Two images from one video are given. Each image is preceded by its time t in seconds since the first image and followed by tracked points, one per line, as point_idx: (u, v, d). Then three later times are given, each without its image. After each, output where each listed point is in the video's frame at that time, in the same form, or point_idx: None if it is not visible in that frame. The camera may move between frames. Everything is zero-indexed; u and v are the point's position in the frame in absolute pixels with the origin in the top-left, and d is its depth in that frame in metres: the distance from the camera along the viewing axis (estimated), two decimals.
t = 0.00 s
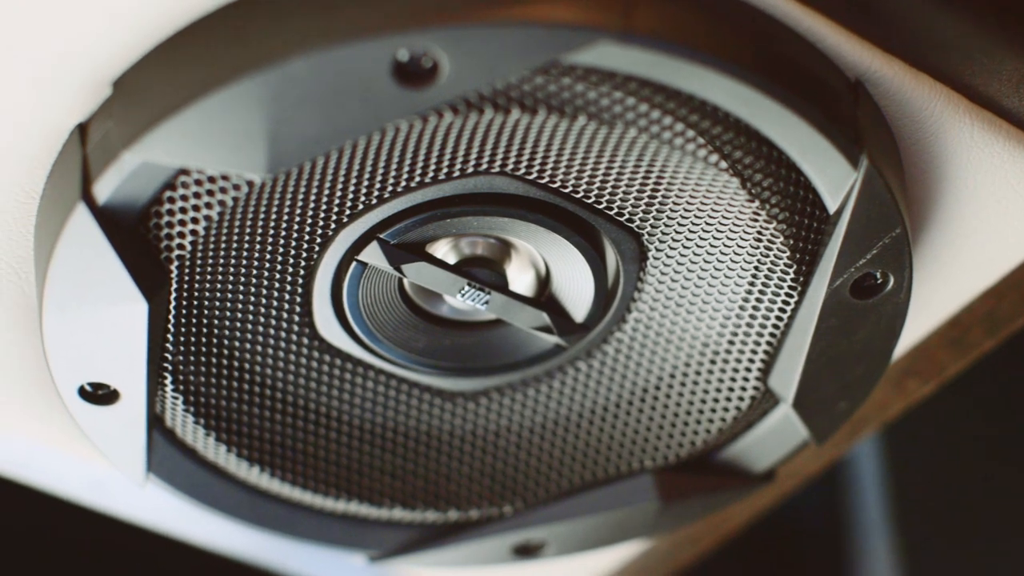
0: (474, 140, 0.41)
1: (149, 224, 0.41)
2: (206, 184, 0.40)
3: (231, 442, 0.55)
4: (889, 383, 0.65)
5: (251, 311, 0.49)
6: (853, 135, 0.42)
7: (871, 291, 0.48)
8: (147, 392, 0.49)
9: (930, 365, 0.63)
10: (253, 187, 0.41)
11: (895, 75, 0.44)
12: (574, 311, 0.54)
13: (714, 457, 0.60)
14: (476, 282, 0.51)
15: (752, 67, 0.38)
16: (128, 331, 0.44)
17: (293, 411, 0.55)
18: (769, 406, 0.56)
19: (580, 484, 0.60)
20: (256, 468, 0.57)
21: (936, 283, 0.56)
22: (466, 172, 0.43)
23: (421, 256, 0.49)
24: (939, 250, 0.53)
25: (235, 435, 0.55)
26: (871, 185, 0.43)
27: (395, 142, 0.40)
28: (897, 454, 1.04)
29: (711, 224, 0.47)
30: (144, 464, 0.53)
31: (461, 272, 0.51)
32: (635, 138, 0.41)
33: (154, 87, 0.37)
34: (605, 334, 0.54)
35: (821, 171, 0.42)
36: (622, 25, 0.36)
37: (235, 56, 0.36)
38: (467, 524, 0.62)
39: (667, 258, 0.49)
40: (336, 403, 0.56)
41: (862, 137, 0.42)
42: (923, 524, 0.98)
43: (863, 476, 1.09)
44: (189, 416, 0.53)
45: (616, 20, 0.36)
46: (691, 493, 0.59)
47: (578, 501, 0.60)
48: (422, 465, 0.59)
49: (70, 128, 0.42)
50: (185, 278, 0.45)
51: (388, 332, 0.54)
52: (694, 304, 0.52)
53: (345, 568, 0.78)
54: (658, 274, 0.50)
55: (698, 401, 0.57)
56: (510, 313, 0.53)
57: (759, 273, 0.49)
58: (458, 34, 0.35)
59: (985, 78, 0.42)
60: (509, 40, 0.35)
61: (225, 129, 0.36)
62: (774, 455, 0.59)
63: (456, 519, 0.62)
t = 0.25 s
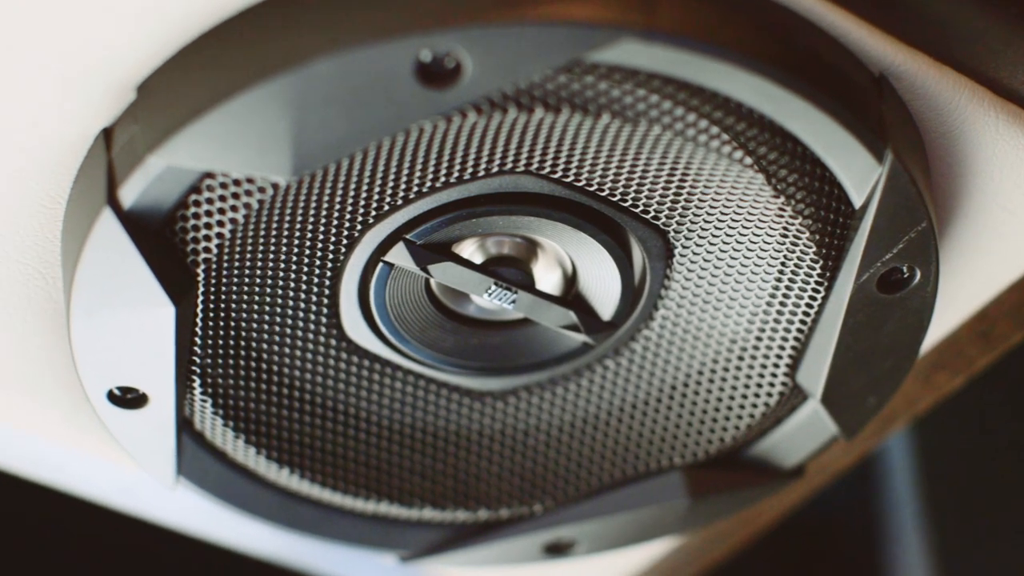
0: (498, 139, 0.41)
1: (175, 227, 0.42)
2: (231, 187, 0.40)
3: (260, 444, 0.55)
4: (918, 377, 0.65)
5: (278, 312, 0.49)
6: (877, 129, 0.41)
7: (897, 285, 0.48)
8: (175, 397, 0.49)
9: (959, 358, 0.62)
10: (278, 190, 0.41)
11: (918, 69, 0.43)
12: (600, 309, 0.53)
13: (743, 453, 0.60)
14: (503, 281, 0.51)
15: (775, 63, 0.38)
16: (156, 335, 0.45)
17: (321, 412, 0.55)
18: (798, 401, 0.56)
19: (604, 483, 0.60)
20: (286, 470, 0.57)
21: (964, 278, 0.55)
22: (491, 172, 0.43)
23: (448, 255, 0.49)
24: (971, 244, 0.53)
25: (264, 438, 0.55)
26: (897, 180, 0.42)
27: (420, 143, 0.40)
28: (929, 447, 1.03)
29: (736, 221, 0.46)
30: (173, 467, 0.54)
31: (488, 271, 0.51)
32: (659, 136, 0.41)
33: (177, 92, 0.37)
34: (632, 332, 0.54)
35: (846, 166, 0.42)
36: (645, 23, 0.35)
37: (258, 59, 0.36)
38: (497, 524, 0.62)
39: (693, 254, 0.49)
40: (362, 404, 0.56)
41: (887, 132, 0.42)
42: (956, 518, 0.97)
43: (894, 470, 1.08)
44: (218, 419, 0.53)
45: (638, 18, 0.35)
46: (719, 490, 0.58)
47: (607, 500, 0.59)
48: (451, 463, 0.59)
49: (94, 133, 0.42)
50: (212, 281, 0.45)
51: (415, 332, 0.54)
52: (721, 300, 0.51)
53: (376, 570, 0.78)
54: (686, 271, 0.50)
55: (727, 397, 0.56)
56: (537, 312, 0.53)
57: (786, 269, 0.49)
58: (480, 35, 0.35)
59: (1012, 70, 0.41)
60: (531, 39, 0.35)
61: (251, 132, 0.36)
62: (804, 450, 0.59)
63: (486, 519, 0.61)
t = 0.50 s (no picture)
0: (522, 138, 0.41)
1: (202, 231, 0.42)
2: (257, 190, 0.41)
3: (290, 446, 0.56)
4: (949, 370, 0.64)
5: (307, 313, 0.49)
6: (901, 123, 0.41)
7: (926, 279, 0.47)
8: (205, 399, 0.50)
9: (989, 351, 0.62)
10: (303, 193, 0.42)
11: (944, 62, 0.43)
12: (628, 307, 0.53)
13: (773, 449, 0.60)
14: (530, 281, 0.51)
15: (799, 58, 0.38)
16: (184, 338, 0.45)
17: (351, 412, 0.56)
18: (827, 397, 0.56)
19: (639, 479, 0.60)
20: (316, 471, 0.57)
21: (994, 271, 0.54)
22: (517, 172, 0.43)
23: (475, 255, 0.49)
24: (1002, 237, 0.52)
25: (293, 439, 0.55)
26: (923, 174, 0.42)
27: (445, 143, 0.40)
28: (962, 439, 1.01)
29: (762, 217, 0.46)
30: (204, 470, 0.54)
31: (516, 271, 0.51)
32: (685, 133, 0.41)
33: (202, 96, 0.38)
34: (661, 330, 0.54)
35: (871, 161, 0.41)
36: (669, 20, 0.35)
37: (282, 63, 0.36)
38: (528, 523, 0.62)
39: (721, 251, 0.49)
40: (392, 404, 0.56)
41: (911, 126, 0.42)
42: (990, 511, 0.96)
43: (926, 462, 1.07)
44: (247, 421, 0.53)
45: (662, 15, 0.35)
46: (749, 486, 0.58)
47: (635, 498, 0.60)
48: (480, 463, 0.59)
49: (122, 137, 0.42)
50: (240, 285, 0.46)
51: (444, 332, 0.54)
52: (750, 296, 0.51)
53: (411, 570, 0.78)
54: (714, 268, 0.50)
55: (757, 393, 0.56)
56: (564, 310, 0.53)
57: (813, 264, 0.48)
58: (503, 34, 0.35)
59: None
60: (553, 39, 0.35)
61: (276, 135, 0.36)
62: (835, 446, 0.58)
63: (516, 518, 0.62)
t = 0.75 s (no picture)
0: (547, 138, 0.41)
1: (229, 235, 0.42)
2: (283, 193, 0.41)
3: (321, 447, 0.56)
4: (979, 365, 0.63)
5: (335, 316, 0.49)
6: (927, 117, 0.40)
7: (954, 273, 0.47)
8: (235, 402, 0.50)
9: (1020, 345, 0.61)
10: (329, 195, 0.42)
11: (969, 56, 0.42)
12: (656, 304, 0.53)
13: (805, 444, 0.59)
14: (558, 279, 0.51)
15: (824, 53, 0.37)
16: (214, 341, 0.45)
17: (382, 413, 0.56)
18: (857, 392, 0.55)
19: (669, 476, 0.60)
20: (348, 472, 0.58)
21: None
22: (542, 171, 0.43)
23: (503, 255, 0.49)
24: None
25: (323, 441, 0.56)
26: (950, 167, 0.42)
27: (469, 144, 0.40)
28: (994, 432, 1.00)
29: (789, 213, 0.46)
30: (236, 471, 0.55)
31: (544, 270, 0.51)
32: (710, 131, 0.41)
33: (226, 100, 0.38)
34: (689, 327, 0.53)
35: (897, 154, 0.41)
36: (693, 17, 0.35)
37: (306, 67, 0.36)
38: (560, 521, 0.62)
39: (748, 247, 0.48)
40: (421, 406, 0.56)
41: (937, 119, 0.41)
42: None
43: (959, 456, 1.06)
44: (279, 424, 0.54)
45: (686, 12, 0.35)
46: (777, 483, 0.58)
47: (663, 496, 0.60)
48: (510, 463, 0.59)
49: (147, 143, 0.42)
50: (268, 287, 0.46)
51: (473, 332, 0.54)
52: (777, 292, 0.51)
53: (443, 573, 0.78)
54: (741, 265, 0.50)
55: (786, 389, 0.56)
56: (593, 309, 0.53)
57: (841, 260, 0.48)
58: (527, 34, 0.35)
59: None
60: (577, 38, 0.35)
61: (302, 138, 0.36)
62: (867, 439, 0.58)
63: (549, 517, 0.62)
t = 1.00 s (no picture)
0: (573, 136, 0.41)
1: (258, 237, 0.43)
2: (311, 196, 0.41)
3: (353, 450, 0.57)
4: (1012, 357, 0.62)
5: (366, 317, 0.50)
6: (953, 109, 0.40)
7: (983, 265, 0.46)
8: (266, 403, 0.51)
9: None
10: (357, 197, 0.42)
11: (995, 48, 0.42)
12: (686, 301, 0.53)
13: (836, 440, 0.59)
14: (587, 278, 0.51)
15: (849, 47, 0.37)
16: (244, 343, 0.46)
17: (414, 414, 0.56)
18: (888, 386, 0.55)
19: (701, 473, 0.59)
20: (380, 473, 0.58)
21: None
22: (569, 169, 0.43)
23: (532, 255, 0.49)
24: None
25: (355, 442, 0.56)
26: (977, 160, 0.41)
27: (495, 143, 0.40)
28: None
29: (817, 208, 0.45)
30: (268, 473, 0.55)
31: (573, 268, 0.51)
32: (735, 127, 0.40)
33: (251, 104, 0.38)
34: (719, 323, 0.53)
35: (925, 148, 0.40)
36: (716, 13, 0.35)
37: (330, 68, 0.36)
38: (593, 519, 0.62)
39: (776, 243, 0.48)
40: (451, 406, 0.56)
41: (963, 112, 0.41)
42: None
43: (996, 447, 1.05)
44: (310, 425, 0.54)
45: (709, 8, 0.35)
46: (813, 477, 0.57)
47: (698, 492, 0.59)
48: (543, 461, 0.59)
49: (175, 147, 0.42)
50: (297, 289, 0.46)
51: (503, 332, 0.54)
52: (806, 288, 0.50)
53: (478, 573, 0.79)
54: (770, 260, 0.49)
55: (817, 384, 0.55)
56: (622, 307, 0.52)
57: (870, 253, 0.47)
58: (551, 33, 0.35)
59: None
60: (601, 36, 0.35)
61: (328, 140, 0.36)
62: (897, 434, 0.57)
63: (582, 514, 0.62)
